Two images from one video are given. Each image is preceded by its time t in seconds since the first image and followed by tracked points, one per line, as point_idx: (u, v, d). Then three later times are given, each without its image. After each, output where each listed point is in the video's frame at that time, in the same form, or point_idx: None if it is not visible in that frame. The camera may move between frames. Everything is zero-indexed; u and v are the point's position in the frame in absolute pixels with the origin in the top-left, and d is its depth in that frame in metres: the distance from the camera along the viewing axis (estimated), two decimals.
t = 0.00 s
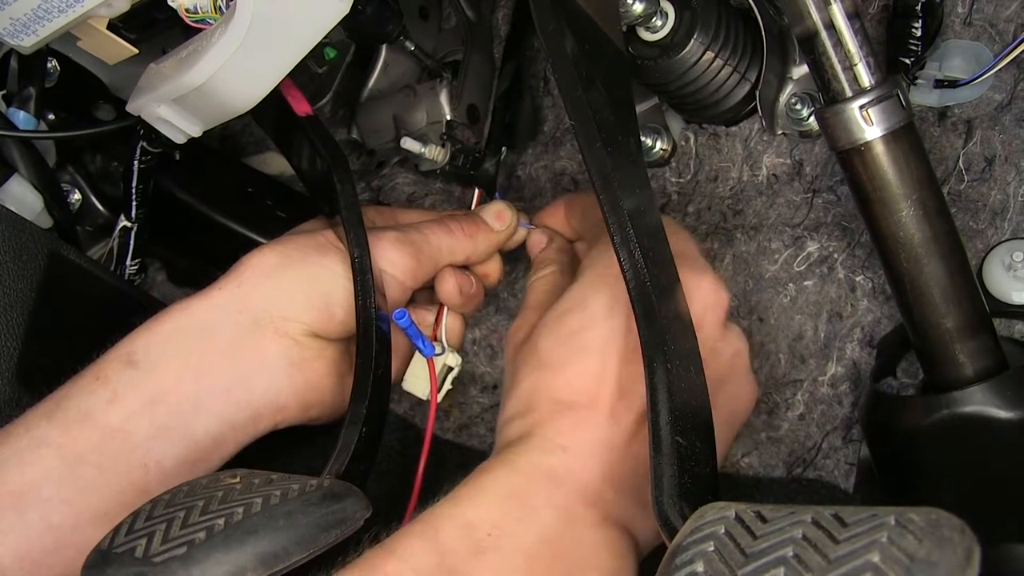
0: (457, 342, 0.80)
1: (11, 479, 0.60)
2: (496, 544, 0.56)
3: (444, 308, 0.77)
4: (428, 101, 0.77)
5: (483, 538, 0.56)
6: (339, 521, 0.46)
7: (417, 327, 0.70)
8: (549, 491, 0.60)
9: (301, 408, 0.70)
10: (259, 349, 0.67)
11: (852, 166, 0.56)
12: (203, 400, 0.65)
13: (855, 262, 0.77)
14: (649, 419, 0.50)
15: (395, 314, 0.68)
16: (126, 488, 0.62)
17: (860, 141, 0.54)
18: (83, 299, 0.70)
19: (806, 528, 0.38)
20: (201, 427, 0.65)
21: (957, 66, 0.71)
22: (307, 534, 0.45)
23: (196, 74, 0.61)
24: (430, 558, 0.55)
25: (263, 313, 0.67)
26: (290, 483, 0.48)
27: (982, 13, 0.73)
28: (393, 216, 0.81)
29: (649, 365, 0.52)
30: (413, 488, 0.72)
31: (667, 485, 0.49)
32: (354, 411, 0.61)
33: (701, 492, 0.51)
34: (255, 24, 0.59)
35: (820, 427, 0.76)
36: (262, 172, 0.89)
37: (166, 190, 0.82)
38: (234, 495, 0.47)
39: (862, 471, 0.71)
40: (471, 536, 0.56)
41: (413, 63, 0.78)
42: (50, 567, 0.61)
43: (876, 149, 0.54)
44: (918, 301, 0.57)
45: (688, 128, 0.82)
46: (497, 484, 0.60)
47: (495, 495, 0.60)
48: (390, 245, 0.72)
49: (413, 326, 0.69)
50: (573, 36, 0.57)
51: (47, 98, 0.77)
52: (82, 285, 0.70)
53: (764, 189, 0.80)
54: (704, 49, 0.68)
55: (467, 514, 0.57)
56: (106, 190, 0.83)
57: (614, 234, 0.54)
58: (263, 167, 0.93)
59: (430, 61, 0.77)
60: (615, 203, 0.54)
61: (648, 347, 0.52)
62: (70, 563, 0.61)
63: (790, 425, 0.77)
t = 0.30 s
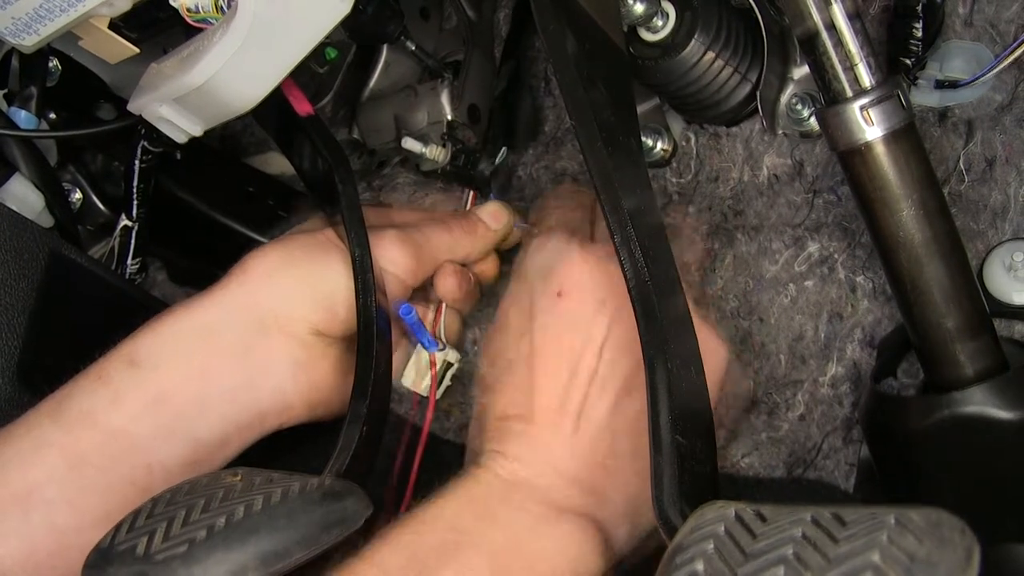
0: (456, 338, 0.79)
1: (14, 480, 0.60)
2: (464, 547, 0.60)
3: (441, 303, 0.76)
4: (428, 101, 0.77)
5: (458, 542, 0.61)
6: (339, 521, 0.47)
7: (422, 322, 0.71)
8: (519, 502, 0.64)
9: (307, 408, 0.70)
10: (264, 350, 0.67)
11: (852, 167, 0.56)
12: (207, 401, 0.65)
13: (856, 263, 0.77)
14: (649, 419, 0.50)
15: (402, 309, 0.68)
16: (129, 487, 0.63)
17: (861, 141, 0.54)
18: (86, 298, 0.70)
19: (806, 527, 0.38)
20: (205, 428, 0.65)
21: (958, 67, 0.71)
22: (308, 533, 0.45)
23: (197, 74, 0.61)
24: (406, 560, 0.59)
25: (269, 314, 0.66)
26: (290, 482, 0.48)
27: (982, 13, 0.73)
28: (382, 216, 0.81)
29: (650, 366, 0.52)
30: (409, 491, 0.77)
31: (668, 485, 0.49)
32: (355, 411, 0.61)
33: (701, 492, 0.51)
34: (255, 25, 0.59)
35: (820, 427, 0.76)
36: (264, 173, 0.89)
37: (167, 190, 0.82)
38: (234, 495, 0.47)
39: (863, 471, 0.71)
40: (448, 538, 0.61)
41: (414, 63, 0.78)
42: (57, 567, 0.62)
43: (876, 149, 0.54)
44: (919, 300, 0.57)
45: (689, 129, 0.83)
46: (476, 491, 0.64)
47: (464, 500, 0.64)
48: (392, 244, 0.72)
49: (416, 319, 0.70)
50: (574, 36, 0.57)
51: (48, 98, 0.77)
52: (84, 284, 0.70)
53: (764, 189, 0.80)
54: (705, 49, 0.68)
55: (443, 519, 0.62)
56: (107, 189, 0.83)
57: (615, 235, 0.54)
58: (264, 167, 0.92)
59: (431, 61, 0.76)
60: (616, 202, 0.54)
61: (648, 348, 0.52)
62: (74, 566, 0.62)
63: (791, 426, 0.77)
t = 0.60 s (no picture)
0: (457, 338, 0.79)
1: (16, 485, 0.61)
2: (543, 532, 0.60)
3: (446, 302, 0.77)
4: (429, 101, 0.77)
5: (517, 541, 0.59)
6: (339, 523, 0.46)
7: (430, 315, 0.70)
8: (575, 502, 0.63)
9: (313, 412, 0.69)
10: (269, 353, 0.66)
11: (853, 168, 0.56)
12: (212, 405, 0.65)
13: (857, 264, 0.77)
14: (651, 420, 0.51)
15: (408, 302, 0.68)
16: (133, 492, 0.63)
17: (863, 142, 0.54)
18: (87, 299, 0.70)
19: (807, 529, 0.38)
20: (210, 432, 0.65)
21: (959, 68, 0.70)
22: (309, 535, 0.45)
23: (198, 74, 0.62)
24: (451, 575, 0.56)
25: (274, 318, 0.66)
26: (291, 484, 0.48)
27: (984, 14, 0.73)
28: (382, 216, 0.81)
29: (651, 369, 0.52)
30: (401, 493, 0.76)
31: (669, 486, 0.49)
32: (356, 413, 0.61)
33: (702, 494, 0.51)
34: (256, 25, 0.59)
35: (821, 428, 0.76)
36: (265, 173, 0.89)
37: (169, 191, 0.82)
38: (235, 497, 0.47)
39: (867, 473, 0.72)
40: (494, 549, 0.58)
41: (415, 64, 0.78)
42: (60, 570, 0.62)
43: (878, 150, 0.54)
44: (921, 301, 0.57)
45: (690, 129, 0.82)
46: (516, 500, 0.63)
47: (498, 524, 0.60)
48: (394, 243, 0.72)
49: (426, 315, 0.69)
50: (576, 37, 0.57)
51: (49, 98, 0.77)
52: (86, 286, 0.70)
53: (766, 190, 0.79)
54: (706, 50, 0.68)
55: (493, 528, 0.60)
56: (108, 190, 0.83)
57: (616, 236, 0.54)
58: (264, 167, 0.92)
59: (431, 62, 0.76)
60: (617, 203, 0.54)
61: (649, 349, 0.52)
62: (77, 570, 0.62)
63: (792, 426, 0.77)
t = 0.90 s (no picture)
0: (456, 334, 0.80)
1: (23, 491, 0.60)
2: (563, 519, 0.59)
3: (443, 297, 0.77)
4: (433, 102, 0.77)
5: (539, 531, 0.58)
6: (341, 524, 0.46)
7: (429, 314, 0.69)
8: (602, 489, 0.62)
9: (322, 419, 0.70)
10: (280, 360, 0.67)
11: (855, 170, 0.56)
12: (222, 411, 0.65)
13: (860, 266, 0.77)
14: (653, 421, 0.51)
15: (408, 299, 0.66)
16: (139, 497, 0.63)
17: (865, 144, 0.54)
18: (88, 299, 0.70)
19: (810, 531, 0.38)
20: (219, 439, 0.65)
21: (962, 70, 0.70)
22: (311, 536, 0.45)
23: (201, 74, 0.62)
24: (473, 563, 0.56)
25: (284, 323, 0.67)
26: (292, 484, 0.48)
27: (987, 16, 0.72)
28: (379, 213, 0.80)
29: (653, 372, 0.52)
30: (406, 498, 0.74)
31: (671, 489, 0.48)
32: (357, 413, 0.61)
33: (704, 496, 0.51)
34: (260, 25, 0.59)
35: (823, 430, 0.76)
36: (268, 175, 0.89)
37: (171, 191, 0.82)
38: (236, 497, 0.47)
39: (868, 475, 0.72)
40: (517, 539, 0.58)
41: (418, 64, 0.78)
42: None
43: (881, 152, 0.54)
44: (924, 303, 0.57)
45: (693, 131, 0.81)
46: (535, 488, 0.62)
47: (520, 511, 0.60)
48: (396, 242, 0.72)
49: (425, 311, 0.68)
50: (580, 39, 0.57)
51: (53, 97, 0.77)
52: (88, 286, 0.70)
53: (768, 192, 0.79)
54: (709, 50, 0.68)
55: (514, 517, 0.59)
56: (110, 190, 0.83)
57: (619, 238, 0.54)
58: (267, 166, 0.92)
59: (435, 63, 0.76)
60: (620, 205, 0.54)
61: (652, 350, 0.52)
62: None
63: (794, 428, 0.77)
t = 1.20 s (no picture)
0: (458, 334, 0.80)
1: (21, 488, 0.60)
2: (624, 501, 0.60)
3: (448, 300, 0.77)
4: (433, 102, 0.77)
5: (603, 515, 0.59)
6: (342, 523, 0.46)
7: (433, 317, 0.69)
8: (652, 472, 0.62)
9: (319, 417, 0.70)
10: (277, 357, 0.67)
11: (856, 170, 0.56)
12: (219, 407, 0.65)
13: (860, 265, 0.77)
14: (654, 421, 0.51)
15: (413, 301, 0.66)
16: (137, 494, 0.63)
17: (866, 143, 0.54)
18: (89, 299, 0.70)
19: (810, 531, 0.38)
20: (216, 436, 0.66)
21: (963, 70, 0.70)
22: (312, 535, 0.45)
23: (202, 74, 0.62)
24: (537, 550, 0.57)
25: (283, 321, 0.67)
26: (293, 484, 0.48)
27: (988, 16, 0.72)
28: (381, 212, 0.80)
29: (655, 372, 0.52)
30: (406, 498, 0.74)
31: (671, 488, 0.48)
32: (358, 413, 0.61)
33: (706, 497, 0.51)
34: (261, 25, 0.59)
35: (823, 429, 0.77)
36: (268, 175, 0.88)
37: (172, 191, 0.82)
38: (237, 497, 0.47)
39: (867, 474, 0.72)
40: (580, 524, 0.59)
41: (419, 64, 0.79)
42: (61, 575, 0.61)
43: (882, 151, 0.54)
44: (925, 303, 0.57)
45: (694, 131, 0.80)
46: (586, 466, 0.63)
47: (582, 495, 0.60)
48: (399, 244, 0.72)
49: (430, 315, 0.68)
50: (581, 39, 0.57)
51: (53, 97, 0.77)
52: (89, 285, 0.70)
53: (769, 191, 0.79)
54: (710, 50, 0.68)
55: (576, 503, 0.60)
56: (111, 190, 0.83)
57: (620, 238, 0.54)
58: (268, 166, 0.92)
59: (436, 63, 0.77)
60: (621, 204, 0.54)
61: (654, 350, 0.53)
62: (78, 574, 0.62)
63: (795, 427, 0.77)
